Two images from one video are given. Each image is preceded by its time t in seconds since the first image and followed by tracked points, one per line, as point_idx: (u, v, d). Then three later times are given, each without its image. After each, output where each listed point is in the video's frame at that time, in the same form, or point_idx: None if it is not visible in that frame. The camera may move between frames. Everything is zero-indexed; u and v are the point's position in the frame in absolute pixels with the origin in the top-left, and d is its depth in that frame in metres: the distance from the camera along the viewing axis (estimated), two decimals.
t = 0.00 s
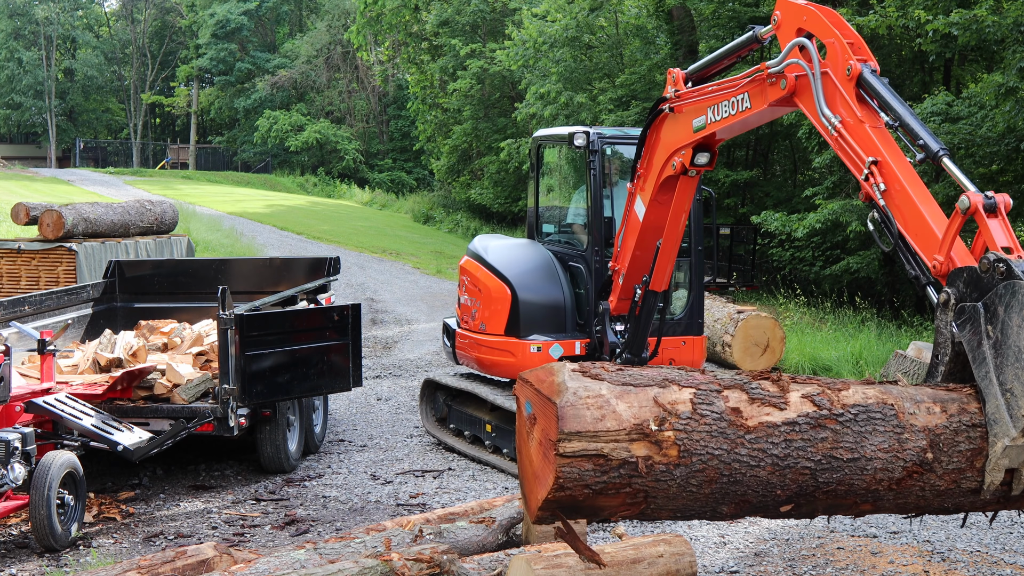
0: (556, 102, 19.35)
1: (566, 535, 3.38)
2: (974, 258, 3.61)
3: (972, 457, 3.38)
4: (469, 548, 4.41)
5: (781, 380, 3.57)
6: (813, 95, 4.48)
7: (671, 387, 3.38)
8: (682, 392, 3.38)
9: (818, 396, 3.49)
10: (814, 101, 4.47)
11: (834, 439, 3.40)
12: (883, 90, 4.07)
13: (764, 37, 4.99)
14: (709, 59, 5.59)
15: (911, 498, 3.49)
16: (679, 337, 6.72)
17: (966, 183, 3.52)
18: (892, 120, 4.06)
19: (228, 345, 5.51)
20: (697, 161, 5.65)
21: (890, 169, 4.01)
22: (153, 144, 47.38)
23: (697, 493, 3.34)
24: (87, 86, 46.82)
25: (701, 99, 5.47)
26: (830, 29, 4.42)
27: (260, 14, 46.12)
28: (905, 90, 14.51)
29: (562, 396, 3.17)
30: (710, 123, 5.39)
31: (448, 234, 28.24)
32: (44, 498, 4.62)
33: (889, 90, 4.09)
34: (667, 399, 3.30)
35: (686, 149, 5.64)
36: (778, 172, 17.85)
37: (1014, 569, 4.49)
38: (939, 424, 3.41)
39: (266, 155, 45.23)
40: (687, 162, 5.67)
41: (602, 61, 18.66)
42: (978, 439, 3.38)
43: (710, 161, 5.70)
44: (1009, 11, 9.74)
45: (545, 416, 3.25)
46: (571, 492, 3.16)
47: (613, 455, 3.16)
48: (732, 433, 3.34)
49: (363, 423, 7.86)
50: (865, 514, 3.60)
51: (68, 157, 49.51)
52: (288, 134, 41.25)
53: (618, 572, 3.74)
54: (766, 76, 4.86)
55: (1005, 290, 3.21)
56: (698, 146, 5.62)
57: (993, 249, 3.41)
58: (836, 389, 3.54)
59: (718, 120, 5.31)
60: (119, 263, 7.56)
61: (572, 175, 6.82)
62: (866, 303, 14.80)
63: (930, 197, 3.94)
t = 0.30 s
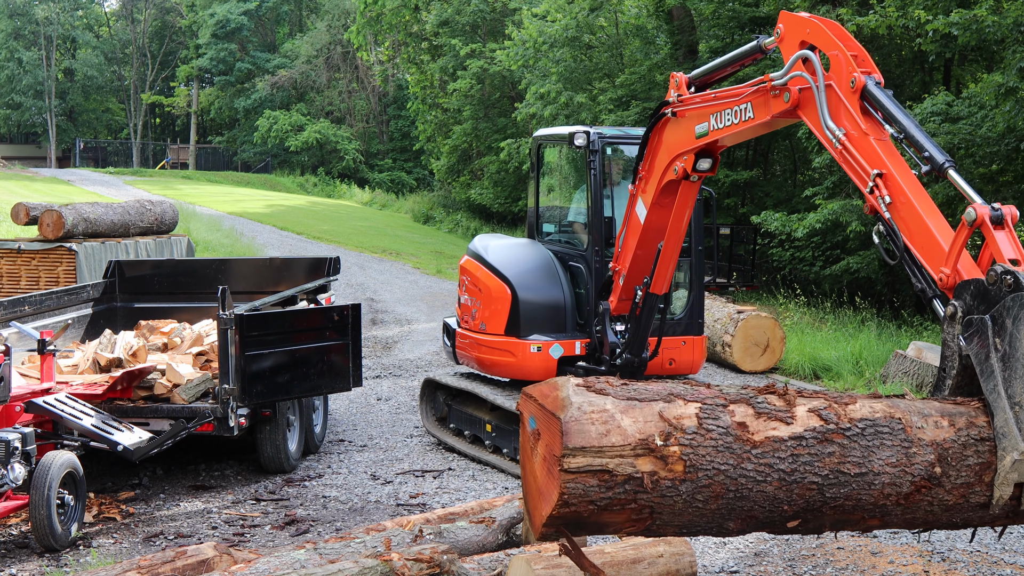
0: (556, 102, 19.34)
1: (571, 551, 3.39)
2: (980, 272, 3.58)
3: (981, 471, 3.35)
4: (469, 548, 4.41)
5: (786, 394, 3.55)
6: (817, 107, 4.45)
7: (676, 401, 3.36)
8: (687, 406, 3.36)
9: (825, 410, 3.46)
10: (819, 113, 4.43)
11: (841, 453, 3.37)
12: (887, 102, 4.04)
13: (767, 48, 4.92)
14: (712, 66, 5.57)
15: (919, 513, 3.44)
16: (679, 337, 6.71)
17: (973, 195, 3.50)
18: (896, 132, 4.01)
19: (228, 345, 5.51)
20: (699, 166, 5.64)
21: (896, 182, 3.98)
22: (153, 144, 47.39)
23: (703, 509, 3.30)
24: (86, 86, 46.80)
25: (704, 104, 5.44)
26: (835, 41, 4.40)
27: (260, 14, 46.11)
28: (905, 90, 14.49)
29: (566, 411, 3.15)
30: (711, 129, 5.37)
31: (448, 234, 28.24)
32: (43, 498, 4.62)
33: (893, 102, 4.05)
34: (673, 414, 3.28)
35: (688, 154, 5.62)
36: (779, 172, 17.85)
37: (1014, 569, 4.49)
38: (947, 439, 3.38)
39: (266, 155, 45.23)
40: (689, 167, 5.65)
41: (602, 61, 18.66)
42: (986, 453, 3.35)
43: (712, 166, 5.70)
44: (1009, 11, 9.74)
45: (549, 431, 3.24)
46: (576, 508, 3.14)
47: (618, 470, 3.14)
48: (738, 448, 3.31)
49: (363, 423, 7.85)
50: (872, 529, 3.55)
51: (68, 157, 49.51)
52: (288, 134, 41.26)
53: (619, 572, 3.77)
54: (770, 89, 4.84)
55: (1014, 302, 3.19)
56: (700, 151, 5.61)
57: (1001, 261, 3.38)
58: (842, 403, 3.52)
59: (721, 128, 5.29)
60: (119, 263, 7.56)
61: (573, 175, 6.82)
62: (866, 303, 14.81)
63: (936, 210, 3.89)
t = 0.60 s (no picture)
0: (556, 102, 19.34)
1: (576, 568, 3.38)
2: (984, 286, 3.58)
3: (986, 487, 3.37)
4: (469, 549, 4.40)
5: (791, 411, 3.55)
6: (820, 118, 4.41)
7: (680, 418, 3.37)
8: (691, 423, 3.37)
9: (829, 427, 3.47)
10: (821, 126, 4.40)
11: (846, 470, 3.36)
12: (889, 114, 4.01)
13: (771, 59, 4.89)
14: (715, 71, 5.50)
15: (924, 530, 3.44)
16: (679, 336, 6.71)
17: (978, 209, 3.45)
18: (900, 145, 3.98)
19: (228, 345, 5.50)
20: (701, 171, 5.63)
21: (899, 195, 3.94)
22: (153, 144, 47.39)
23: (708, 527, 3.28)
24: (86, 86, 46.78)
25: (707, 110, 5.41)
26: (838, 55, 4.38)
27: (260, 14, 46.10)
28: (905, 90, 14.47)
29: (569, 428, 3.16)
30: (713, 136, 5.35)
31: (448, 234, 28.25)
32: (43, 498, 4.62)
33: (895, 114, 4.02)
34: (677, 430, 3.30)
35: (690, 159, 5.61)
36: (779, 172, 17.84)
37: (1014, 569, 4.50)
38: (952, 454, 3.40)
39: (266, 155, 45.22)
40: (691, 172, 5.64)
41: (602, 61, 18.65)
42: (992, 468, 3.37)
43: (713, 172, 5.68)
44: (1009, 11, 9.74)
45: (552, 450, 3.24)
46: (579, 527, 3.11)
47: (622, 488, 3.12)
48: (742, 465, 3.30)
49: (363, 423, 7.85)
50: (878, 547, 3.54)
51: (68, 157, 49.50)
52: (288, 134, 41.26)
53: (618, 572, 3.77)
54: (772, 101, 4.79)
55: (1018, 318, 3.18)
56: (702, 157, 5.60)
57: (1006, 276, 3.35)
58: (847, 419, 3.52)
59: (723, 135, 5.26)
60: (119, 263, 7.56)
61: (573, 175, 6.81)
62: (866, 303, 14.80)
63: (940, 222, 3.87)
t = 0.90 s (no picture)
0: (556, 102, 19.33)
1: None
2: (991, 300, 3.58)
3: (993, 503, 3.37)
4: (469, 548, 4.40)
5: (797, 428, 3.55)
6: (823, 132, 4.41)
7: (685, 436, 3.36)
8: (697, 440, 3.37)
9: (835, 443, 3.46)
10: (825, 139, 4.39)
11: (852, 487, 3.36)
12: (896, 129, 4.02)
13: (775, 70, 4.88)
14: (719, 76, 5.44)
15: (931, 546, 3.43)
16: (679, 336, 6.71)
17: (981, 222, 3.47)
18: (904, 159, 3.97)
19: (228, 344, 5.50)
20: (703, 177, 5.60)
21: (904, 209, 3.94)
22: (153, 144, 47.40)
23: (713, 544, 3.28)
24: (87, 86, 46.78)
25: (710, 116, 5.39)
26: (841, 66, 4.36)
27: (260, 14, 46.10)
28: (906, 90, 14.43)
29: (574, 446, 3.15)
30: (715, 143, 5.33)
31: (448, 234, 28.26)
32: (43, 498, 4.62)
33: (901, 128, 4.04)
34: (682, 448, 3.29)
35: (692, 165, 5.58)
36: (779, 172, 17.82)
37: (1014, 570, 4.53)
38: (959, 470, 3.40)
39: (266, 155, 45.23)
40: (693, 178, 5.61)
41: (602, 61, 18.65)
42: (999, 484, 3.38)
43: (715, 177, 5.64)
44: (1009, 11, 9.74)
45: (556, 467, 3.22)
46: (584, 545, 3.11)
47: (627, 506, 3.12)
48: (748, 483, 3.30)
49: (363, 423, 7.85)
50: (884, 563, 3.54)
51: (68, 157, 49.50)
52: (288, 134, 41.28)
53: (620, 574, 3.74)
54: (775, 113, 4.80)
55: None
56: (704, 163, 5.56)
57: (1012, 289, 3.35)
58: (853, 435, 3.52)
59: (725, 143, 5.24)
60: (119, 263, 7.56)
61: (573, 175, 6.81)
62: (866, 303, 14.81)
63: (945, 236, 3.88)
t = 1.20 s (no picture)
0: (556, 102, 19.32)
1: None
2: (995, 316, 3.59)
3: (998, 521, 3.40)
4: (469, 548, 4.40)
5: (801, 446, 3.53)
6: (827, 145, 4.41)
7: (689, 455, 3.35)
8: (701, 460, 3.35)
9: (840, 461, 3.46)
10: (828, 152, 4.39)
11: (857, 506, 3.37)
12: (899, 143, 4.02)
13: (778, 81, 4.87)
14: (722, 83, 5.42)
15: (935, 564, 3.48)
16: (679, 336, 6.71)
17: (987, 237, 3.47)
18: (908, 172, 3.97)
19: (228, 344, 5.50)
20: (704, 183, 5.57)
21: (908, 224, 3.96)
22: (153, 144, 47.40)
23: (718, 563, 3.31)
24: (87, 86, 46.77)
25: (712, 122, 5.37)
26: (845, 79, 4.35)
27: (260, 14, 46.10)
28: (905, 90, 14.41)
29: (577, 466, 3.15)
30: (717, 150, 5.32)
31: (448, 234, 28.26)
32: (44, 498, 4.62)
33: (905, 142, 4.03)
34: (686, 468, 3.28)
35: (694, 170, 5.55)
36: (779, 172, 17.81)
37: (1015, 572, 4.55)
38: (964, 489, 3.41)
39: (266, 155, 45.23)
40: (695, 184, 5.60)
41: (602, 61, 18.65)
42: (1004, 503, 3.40)
43: (717, 183, 5.65)
44: (1010, 11, 9.74)
45: (560, 487, 3.23)
46: (588, 565, 3.15)
47: (631, 526, 3.14)
48: (753, 502, 3.30)
49: (363, 423, 7.85)
50: None
51: (68, 157, 49.50)
52: (288, 134, 41.28)
53: None
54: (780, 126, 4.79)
55: None
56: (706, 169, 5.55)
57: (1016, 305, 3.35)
58: (858, 453, 3.51)
59: (727, 151, 5.23)
60: (119, 263, 7.56)
61: (573, 175, 6.81)
62: (866, 303, 14.82)
63: (949, 251, 3.88)
